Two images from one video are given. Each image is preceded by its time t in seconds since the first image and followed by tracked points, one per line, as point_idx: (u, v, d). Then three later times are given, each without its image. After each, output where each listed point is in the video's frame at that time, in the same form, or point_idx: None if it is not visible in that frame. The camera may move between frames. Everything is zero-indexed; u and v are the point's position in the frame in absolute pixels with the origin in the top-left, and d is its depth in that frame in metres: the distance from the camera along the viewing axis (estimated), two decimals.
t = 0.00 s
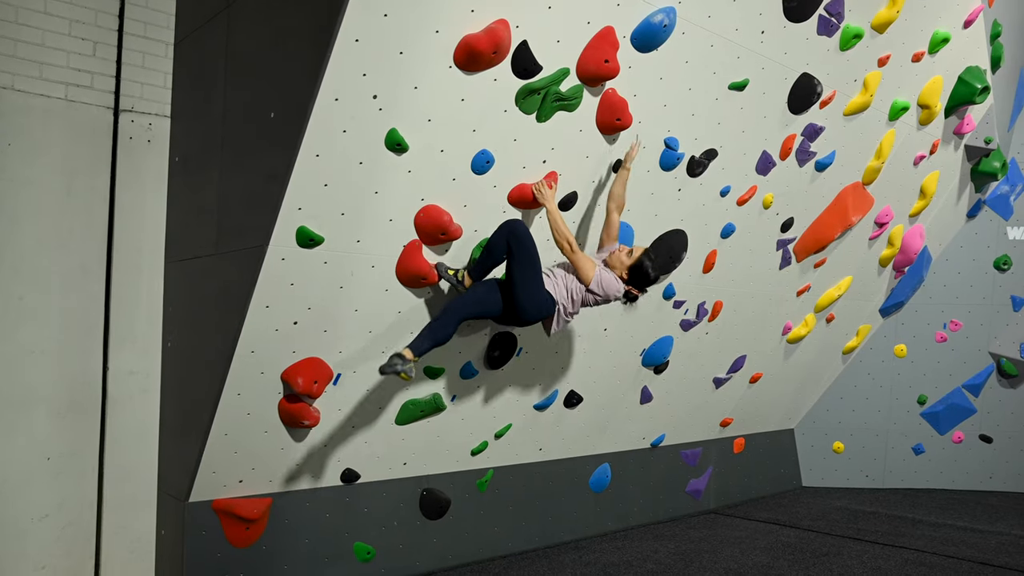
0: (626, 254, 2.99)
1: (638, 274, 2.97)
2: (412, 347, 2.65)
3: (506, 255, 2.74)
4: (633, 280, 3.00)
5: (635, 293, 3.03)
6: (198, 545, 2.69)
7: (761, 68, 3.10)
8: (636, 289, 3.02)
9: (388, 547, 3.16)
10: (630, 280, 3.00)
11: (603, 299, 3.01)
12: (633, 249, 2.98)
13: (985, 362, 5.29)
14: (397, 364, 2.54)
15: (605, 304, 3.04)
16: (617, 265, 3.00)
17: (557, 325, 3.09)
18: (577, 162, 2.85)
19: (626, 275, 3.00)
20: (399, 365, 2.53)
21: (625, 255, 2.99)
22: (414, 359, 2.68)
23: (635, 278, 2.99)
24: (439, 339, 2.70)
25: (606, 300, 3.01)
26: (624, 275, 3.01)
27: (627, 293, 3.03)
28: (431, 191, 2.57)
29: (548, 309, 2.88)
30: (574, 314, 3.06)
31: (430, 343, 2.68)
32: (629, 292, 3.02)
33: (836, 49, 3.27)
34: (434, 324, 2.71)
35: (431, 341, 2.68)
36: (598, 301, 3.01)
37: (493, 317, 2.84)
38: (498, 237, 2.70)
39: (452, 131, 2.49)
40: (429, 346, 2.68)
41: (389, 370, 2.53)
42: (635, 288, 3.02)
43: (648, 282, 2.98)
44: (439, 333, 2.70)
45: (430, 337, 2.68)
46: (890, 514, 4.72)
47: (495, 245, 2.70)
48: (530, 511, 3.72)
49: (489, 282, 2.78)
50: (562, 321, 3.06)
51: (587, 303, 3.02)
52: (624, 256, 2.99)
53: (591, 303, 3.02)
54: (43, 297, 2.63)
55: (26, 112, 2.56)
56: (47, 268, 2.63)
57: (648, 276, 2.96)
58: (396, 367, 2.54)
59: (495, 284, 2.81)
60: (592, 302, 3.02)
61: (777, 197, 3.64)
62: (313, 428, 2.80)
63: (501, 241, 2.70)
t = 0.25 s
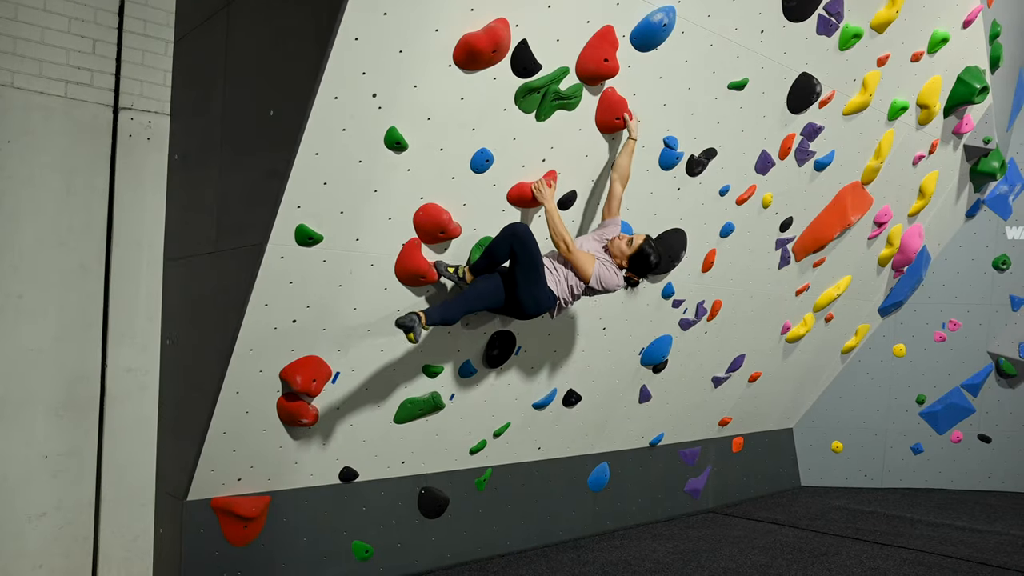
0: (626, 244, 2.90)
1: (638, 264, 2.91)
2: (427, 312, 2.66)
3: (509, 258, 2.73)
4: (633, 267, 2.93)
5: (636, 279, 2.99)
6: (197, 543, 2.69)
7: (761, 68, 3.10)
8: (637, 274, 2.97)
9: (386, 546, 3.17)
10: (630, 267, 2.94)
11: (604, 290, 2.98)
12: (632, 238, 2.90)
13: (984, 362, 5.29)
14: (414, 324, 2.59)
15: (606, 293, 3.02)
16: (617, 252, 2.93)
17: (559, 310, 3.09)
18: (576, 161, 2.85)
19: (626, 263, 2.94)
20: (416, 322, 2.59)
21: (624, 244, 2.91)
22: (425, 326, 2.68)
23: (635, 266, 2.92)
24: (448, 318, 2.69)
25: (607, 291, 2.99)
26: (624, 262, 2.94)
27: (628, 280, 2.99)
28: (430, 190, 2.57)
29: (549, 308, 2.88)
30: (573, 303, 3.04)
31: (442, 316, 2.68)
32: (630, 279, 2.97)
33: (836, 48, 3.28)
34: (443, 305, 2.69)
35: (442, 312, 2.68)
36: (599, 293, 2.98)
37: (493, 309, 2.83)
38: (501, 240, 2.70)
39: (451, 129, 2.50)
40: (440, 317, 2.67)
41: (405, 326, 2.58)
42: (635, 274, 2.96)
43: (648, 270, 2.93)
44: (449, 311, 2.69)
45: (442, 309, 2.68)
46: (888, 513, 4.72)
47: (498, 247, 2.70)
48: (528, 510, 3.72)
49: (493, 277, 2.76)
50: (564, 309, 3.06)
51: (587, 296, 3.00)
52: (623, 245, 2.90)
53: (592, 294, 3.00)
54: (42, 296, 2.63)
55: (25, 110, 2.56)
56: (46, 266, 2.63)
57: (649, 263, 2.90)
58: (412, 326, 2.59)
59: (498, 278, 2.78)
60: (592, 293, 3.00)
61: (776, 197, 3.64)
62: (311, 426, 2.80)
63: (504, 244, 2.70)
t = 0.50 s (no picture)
0: (624, 242, 2.90)
1: (637, 262, 2.90)
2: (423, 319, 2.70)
3: (510, 259, 2.73)
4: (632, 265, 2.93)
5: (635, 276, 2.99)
6: (194, 543, 2.69)
7: (760, 68, 3.10)
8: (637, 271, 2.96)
9: (385, 546, 3.16)
10: (629, 265, 2.93)
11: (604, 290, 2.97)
12: (629, 236, 2.89)
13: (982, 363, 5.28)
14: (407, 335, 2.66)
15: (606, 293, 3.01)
16: (615, 251, 2.93)
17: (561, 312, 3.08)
18: (575, 161, 2.85)
19: (625, 261, 2.93)
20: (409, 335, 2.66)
21: (622, 242, 2.91)
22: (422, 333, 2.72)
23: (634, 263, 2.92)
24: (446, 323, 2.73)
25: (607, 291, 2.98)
26: (623, 260, 2.94)
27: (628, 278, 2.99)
28: (429, 190, 2.57)
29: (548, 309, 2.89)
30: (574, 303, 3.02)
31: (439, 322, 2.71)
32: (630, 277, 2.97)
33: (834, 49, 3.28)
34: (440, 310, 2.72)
35: (439, 319, 2.71)
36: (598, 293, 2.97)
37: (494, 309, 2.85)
38: (503, 242, 2.69)
39: (450, 129, 2.50)
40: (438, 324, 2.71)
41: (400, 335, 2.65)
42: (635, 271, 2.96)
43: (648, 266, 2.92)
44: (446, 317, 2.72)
45: (439, 316, 2.71)
46: (887, 514, 4.72)
47: (499, 250, 2.69)
48: (527, 510, 3.72)
49: (493, 278, 2.77)
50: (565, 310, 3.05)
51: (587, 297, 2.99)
52: (621, 244, 2.90)
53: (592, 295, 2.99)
54: (40, 296, 2.63)
55: (24, 109, 2.56)
56: (44, 266, 2.63)
57: (648, 260, 2.90)
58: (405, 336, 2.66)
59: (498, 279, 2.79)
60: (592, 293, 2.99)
61: (775, 197, 3.64)
62: (310, 427, 2.80)
63: (505, 246, 2.69)
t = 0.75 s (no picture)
0: (620, 253, 2.90)
1: (634, 273, 2.89)
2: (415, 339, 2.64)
3: (508, 275, 2.73)
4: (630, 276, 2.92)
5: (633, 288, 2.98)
6: (190, 559, 2.67)
7: (756, 82, 3.12)
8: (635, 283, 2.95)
9: (381, 562, 3.14)
10: (626, 276, 2.92)
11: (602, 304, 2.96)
12: (625, 247, 2.89)
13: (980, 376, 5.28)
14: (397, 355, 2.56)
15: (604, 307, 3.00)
16: (612, 263, 2.93)
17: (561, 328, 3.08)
18: (572, 175, 2.86)
19: (622, 273, 2.93)
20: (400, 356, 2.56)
21: (618, 254, 2.91)
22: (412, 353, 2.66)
23: (632, 274, 2.91)
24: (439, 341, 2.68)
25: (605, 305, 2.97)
26: (620, 272, 2.93)
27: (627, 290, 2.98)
28: (426, 204, 2.57)
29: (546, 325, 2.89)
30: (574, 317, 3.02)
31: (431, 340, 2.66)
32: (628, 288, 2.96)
33: (830, 63, 3.30)
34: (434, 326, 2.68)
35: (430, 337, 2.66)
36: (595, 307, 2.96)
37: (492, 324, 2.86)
38: (501, 258, 2.70)
39: (448, 144, 2.50)
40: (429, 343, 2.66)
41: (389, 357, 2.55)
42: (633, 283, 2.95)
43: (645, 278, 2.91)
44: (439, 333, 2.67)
45: (430, 334, 2.66)
46: (886, 528, 4.71)
47: (496, 265, 2.70)
48: (525, 525, 3.70)
49: (490, 294, 2.78)
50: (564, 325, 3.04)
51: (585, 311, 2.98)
52: (617, 255, 2.90)
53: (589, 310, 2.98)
54: (37, 310, 2.62)
55: (22, 123, 2.56)
56: (42, 280, 2.63)
57: (644, 271, 2.88)
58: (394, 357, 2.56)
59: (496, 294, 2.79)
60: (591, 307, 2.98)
61: (772, 211, 3.65)
62: (307, 441, 2.79)
63: (503, 262, 2.69)
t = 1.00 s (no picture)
0: (616, 257, 2.87)
1: (631, 276, 2.85)
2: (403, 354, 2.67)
3: (507, 284, 2.73)
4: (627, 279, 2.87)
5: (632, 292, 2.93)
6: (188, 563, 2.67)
7: (753, 87, 3.13)
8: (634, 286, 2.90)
9: (379, 566, 3.14)
10: (624, 279, 2.88)
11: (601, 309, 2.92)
12: (621, 249, 2.86)
13: (978, 380, 5.29)
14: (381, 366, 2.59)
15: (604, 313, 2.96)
16: (610, 267, 2.89)
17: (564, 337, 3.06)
18: (570, 180, 2.86)
19: (620, 276, 2.89)
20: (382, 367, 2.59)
21: (614, 257, 2.88)
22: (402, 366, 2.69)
23: (629, 277, 2.86)
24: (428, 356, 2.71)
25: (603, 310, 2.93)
26: (618, 276, 2.90)
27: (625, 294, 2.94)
28: (423, 209, 2.58)
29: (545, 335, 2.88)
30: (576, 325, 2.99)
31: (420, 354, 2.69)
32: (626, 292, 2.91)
33: (827, 69, 3.31)
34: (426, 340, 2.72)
35: (420, 351, 2.69)
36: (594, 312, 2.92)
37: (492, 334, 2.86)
38: (501, 266, 2.70)
39: (446, 149, 2.51)
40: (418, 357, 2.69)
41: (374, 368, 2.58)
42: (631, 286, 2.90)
43: (643, 280, 2.85)
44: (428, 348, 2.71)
45: (421, 348, 2.69)
46: (884, 532, 4.71)
47: (496, 273, 2.71)
48: (523, 528, 3.70)
49: (487, 307, 2.80)
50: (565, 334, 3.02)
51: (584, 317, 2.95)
52: (613, 259, 2.88)
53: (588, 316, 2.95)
54: (35, 314, 2.62)
55: (20, 128, 2.57)
56: (39, 284, 2.63)
57: (641, 273, 2.82)
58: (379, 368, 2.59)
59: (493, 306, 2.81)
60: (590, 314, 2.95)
61: (769, 215, 3.66)
62: (304, 446, 2.79)
63: (502, 270, 2.70)
